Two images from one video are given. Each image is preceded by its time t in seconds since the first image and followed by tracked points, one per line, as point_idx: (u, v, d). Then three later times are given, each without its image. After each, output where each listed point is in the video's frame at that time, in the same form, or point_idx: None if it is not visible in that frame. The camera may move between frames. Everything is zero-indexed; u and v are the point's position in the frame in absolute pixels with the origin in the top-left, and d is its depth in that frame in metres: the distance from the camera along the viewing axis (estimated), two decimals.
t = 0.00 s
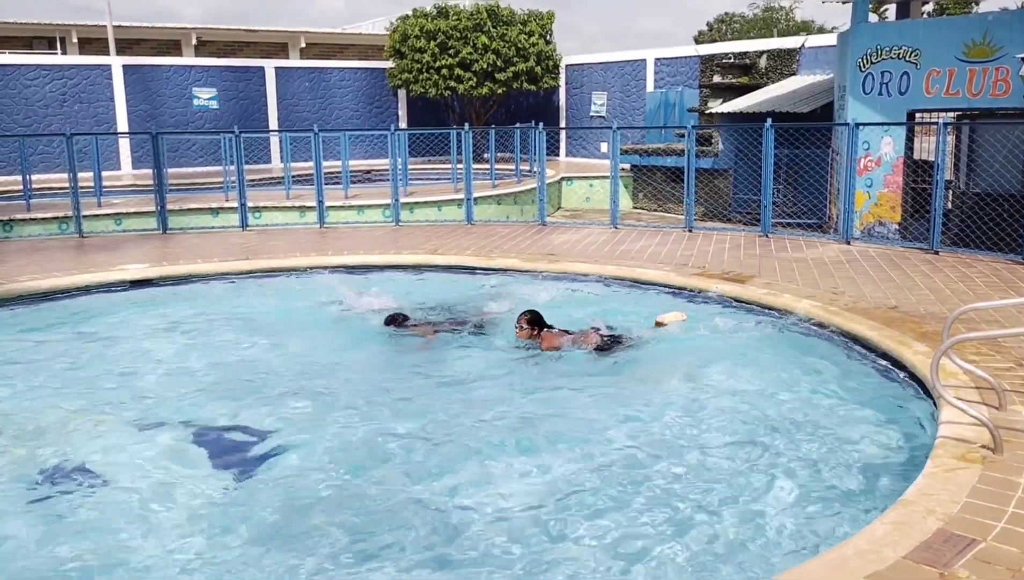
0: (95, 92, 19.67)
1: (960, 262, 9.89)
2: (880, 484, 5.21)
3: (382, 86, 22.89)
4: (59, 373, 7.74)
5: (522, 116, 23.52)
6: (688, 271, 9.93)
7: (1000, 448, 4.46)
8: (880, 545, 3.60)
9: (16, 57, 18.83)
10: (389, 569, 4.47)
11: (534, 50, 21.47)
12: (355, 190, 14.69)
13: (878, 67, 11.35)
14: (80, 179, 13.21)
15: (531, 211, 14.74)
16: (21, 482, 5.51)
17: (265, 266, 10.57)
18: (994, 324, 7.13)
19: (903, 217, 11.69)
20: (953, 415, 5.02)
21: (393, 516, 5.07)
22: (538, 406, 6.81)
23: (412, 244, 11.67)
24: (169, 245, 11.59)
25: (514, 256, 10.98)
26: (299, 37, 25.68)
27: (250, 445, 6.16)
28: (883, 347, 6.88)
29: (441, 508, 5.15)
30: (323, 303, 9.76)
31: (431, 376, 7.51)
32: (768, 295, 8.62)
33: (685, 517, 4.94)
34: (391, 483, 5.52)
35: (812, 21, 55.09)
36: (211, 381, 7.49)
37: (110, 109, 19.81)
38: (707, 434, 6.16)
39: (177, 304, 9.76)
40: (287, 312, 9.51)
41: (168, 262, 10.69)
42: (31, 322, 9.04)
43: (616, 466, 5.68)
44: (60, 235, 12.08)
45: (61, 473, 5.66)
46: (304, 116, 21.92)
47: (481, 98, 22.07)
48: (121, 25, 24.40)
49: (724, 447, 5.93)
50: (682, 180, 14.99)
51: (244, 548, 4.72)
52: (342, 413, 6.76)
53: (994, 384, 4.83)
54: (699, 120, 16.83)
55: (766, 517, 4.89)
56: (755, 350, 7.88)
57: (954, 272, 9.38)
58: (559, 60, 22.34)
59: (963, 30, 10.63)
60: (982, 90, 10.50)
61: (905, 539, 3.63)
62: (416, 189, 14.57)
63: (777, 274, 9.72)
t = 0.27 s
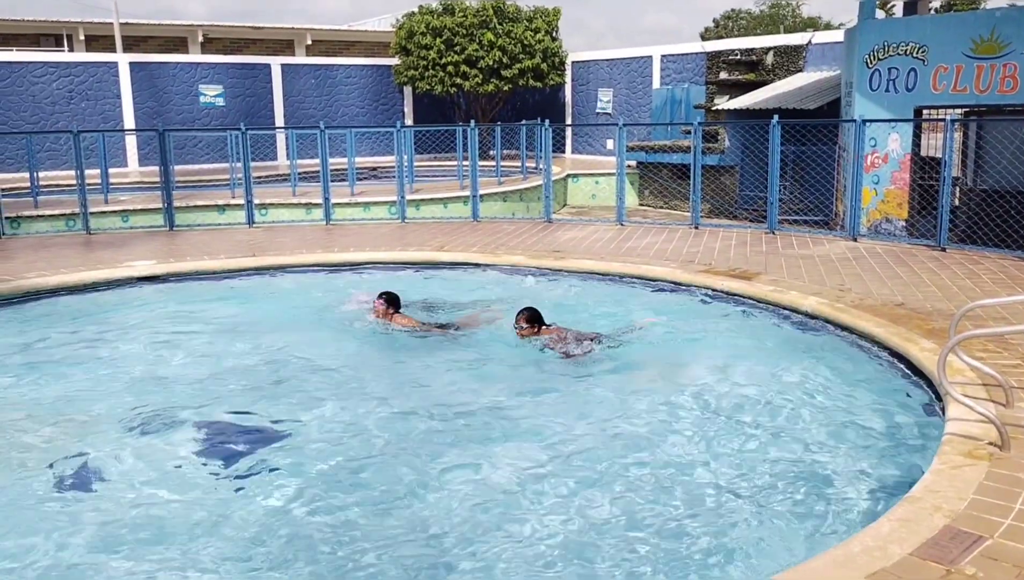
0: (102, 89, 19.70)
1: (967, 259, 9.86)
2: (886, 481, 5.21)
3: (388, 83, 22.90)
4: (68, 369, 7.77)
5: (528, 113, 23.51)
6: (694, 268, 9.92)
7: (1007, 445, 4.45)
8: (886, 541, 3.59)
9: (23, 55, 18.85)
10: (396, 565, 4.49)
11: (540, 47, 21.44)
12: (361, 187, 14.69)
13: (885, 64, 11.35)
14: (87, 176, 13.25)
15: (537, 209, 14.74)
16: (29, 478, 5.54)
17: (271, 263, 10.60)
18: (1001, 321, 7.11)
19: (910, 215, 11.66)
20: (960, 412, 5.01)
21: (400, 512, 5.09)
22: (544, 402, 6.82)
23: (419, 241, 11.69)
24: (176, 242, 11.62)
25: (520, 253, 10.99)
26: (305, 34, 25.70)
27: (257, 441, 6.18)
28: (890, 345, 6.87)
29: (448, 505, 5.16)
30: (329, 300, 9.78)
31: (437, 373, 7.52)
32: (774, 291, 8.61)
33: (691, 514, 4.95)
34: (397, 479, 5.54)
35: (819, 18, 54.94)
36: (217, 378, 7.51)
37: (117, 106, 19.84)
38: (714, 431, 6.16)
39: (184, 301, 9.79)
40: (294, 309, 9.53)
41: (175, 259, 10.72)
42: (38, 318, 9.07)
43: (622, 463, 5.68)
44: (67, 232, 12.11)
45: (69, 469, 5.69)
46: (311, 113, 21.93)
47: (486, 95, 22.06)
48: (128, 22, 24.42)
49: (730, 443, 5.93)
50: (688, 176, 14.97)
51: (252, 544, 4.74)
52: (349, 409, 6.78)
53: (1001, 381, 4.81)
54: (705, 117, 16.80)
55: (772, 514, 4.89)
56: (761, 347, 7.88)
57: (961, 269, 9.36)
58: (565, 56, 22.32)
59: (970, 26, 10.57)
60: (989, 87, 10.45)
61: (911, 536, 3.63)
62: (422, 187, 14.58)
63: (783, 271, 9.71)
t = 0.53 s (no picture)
0: (112, 85, 19.75)
1: (978, 256, 9.81)
2: (896, 479, 5.19)
3: (397, 80, 22.92)
4: (79, 364, 7.81)
5: (537, 110, 23.48)
6: (703, 265, 9.90)
7: (1018, 442, 4.43)
8: (896, 538, 3.58)
9: (34, 51, 18.91)
10: (405, 561, 4.50)
11: (549, 43, 21.41)
12: (370, 183, 14.71)
13: (896, 60, 11.26)
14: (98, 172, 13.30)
15: (546, 205, 14.73)
16: (41, 472, 5.57)
17: (280, 259, 10.63)
18: (1012, 318, 7.08)
19: (920, 211, 11.60)
20: (970, 409, 4.99)
21: (410, 508, 5.10)
22: (553, 399, 6.82)
23: (428, 238, 11.70)
24: (186, 238, 11.66)
25: (528, 250, 10.99)
26: (315, 31, 25.73)
27: (267, 437, 6.20)
28: (900, 341, 6.84)
29: (457, 502, 5.17)
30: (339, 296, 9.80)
31: (444, 368, 7.53)
32: (784, 288, 8.58)
33: (699, 511, 4.94)
34: (406, 475, 5.56)
35: (829, 14, 54.73)
36: (227, 373, 7.54)
37: (127, 103, 19.89)
38: (723, 427, 6.15)
39: (194, 297, 9.83)
40: (303, 304, 9.55)
41: (185, 255, 10.75)
42: (49, 314, 9.11)
43: (630, 460, 5.68)
44: (78, 228, 12.16)
45: (80, 464, 5.72)
46: (320, 110, 21.97)
47: (495, 91, 22.04)
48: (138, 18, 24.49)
49: (739, 440, 5.92)
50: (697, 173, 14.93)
51: (262, 539, 4.76)
52: (357, 405, 6.79)
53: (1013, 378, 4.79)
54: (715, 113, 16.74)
55: (781, 511, 4.88)
56: (771, 344, 7.86)
57: (972, 266, 9.32)
58: (574, 53, 22.29)
59: (981, 22, 10.50)
60: (1001, 83, 10.39)
61: (921, 533, 3.62)
62: (431, 183, 14.58)
63: (793, 268, 9.68)
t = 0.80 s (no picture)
0: (123, 83, 19.82)
1: (990, 253, 9.76)
2: (906, 477, 5.18)
3: (406, 77, 22.94)
4: (91, 360, 7.85)
5: (547, 107, 23.44)
6: (713, 262, 9.88)
7: None
8: (907, 536, 3.57)
9: (46, 49, 18.99)
10: (416, 556, 4.51)
11: (559, 41, 21.37)
12: (379, 181, 14.73)
13: (907, 57, 11.22)
14: (108, 169, 13.36)
15: (555, 202, 14.72)
16: (54, 467, 5.61)
17: (290, 256, 10.67)
18: None
19: (932, 209, 11.55)
20: (982, 407, 4.97)
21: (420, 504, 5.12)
22: (562, 395, 6.83)
23: (437, 235, 11.72)
24: (197, 235, 11.70)
25: (538, 247, 11.00)
26: (324, 28, 25.79)
27: (277, 433, 6.23)
28: (911, 340, 6.82)
29: (467, 498, 5.18)
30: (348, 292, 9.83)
31: (453, 365, 7.54)
32: (794, 286, 8.56)
33: (709, 508, 4.94)
34: (416, 471, 5.57)
35: (840, 11, 54.52)
36: (237, 370, 7.57)
37: (138, 100, 19.96)
38: (733, 425, 6.15)
39: (204, 293, 9.86)
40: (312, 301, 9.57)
41: (196, 252, 10.80)
42: (60, 311, 9.16)
43: (640, 457, 5.68)
44: (89, 225, 12.22)
45: (93, 459, 5.76)
46: (330, 107, 22.00)
47: (504, 88, 22.03)
48: (148, 16, 24.57)
49: (748, 438, 5.91)
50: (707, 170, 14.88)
51: (273, 534, 4.78)
52: (366, 401, 6.81)
53: None
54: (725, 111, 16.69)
55: (790, 509, 4.88)
56: (781, 342, 7.84)
57: (984, 264, 9.27)
58: (584, 50, 22.26)
59: (993, 19, 10.44)
60: (1013, 80, 10.33)
61: (932, 531, 3.61)
62: (440, 181, 14.59)
63: (803, 266, 9.65)
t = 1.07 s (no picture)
0: (135, 80, 19.90)
1: (1004, 251, 9.70)
2: (919, 476, 5.16)
3: (417, 75, 22.95)
4: (104, 356, 7.90)
5: (558, 104, 23.40)
6: (724, 260, 9.86)
7: None
8: (919, 535, 3.56)
9: (59, 46, 19.07)
10: (427, 552, 4.52)
11: (570, 38, 21.30)
12: (390, 178, 14.75)
13: (921, 54, 11.13)
14: (121, 167, 13.42)
15: (566, 200, 14.70)
16: (68, 462, 5.65)
17: (301, 253, 10.70)
18: None
19: (945, 207, 11.47)
20: (995, 406, 4.94)
21: (431, 500, 5.13)
22: (573, 392, 6.83)
23: (448, 232, 11.73)
24: (209, 232, 11.75)
25: (548, 245, 11.00)
26: (335, 26, 25.83)
27: (289, 429, 6.25)
28: (924, 338, 6.78)
29: (478, 495, 5.19)
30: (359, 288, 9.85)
31: (464, 361, 7.56)
32: (806, 283, 8.53)
33: (720, 506, 4.93)
34: (427, 467, 5.58)
35: (853, 8, 54.24)
36: (248, 365, 7.61)
37: (151, 97, 20.04)
38: (744, 422, 6.14)
39: (216, 290, 9.91)
40: (323, 297, 9.60)
41: (208, 249, 10.85)
42: (73, 307, 9.22)
43: (650, 455, 5.68)
44: (101, 222, 12.28)
45: (106, 454, 5.80)
46: (341, 104, 22.05)
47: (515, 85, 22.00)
48: (161, 14, 24.67)
49: (759, 436, 5.90)
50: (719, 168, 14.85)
51: (285, 530, 4.81)
52: (378, 397, 6.83)
53: None
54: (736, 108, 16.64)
55: (802, 507, 4.87)
56: (793, 340, 7.82)
57: (998, 262, 9.21)
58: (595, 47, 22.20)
59: (1008, 15, 10.38)
60: None
61: (944, 530, 3.59)
62: (450, 178, 14.60)
63: (815, 264, 9.61)
